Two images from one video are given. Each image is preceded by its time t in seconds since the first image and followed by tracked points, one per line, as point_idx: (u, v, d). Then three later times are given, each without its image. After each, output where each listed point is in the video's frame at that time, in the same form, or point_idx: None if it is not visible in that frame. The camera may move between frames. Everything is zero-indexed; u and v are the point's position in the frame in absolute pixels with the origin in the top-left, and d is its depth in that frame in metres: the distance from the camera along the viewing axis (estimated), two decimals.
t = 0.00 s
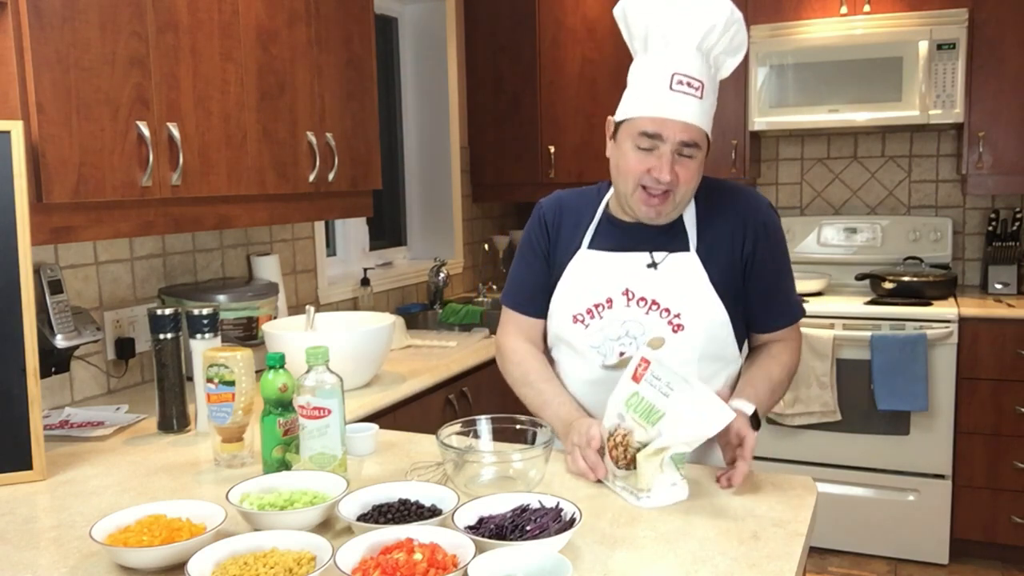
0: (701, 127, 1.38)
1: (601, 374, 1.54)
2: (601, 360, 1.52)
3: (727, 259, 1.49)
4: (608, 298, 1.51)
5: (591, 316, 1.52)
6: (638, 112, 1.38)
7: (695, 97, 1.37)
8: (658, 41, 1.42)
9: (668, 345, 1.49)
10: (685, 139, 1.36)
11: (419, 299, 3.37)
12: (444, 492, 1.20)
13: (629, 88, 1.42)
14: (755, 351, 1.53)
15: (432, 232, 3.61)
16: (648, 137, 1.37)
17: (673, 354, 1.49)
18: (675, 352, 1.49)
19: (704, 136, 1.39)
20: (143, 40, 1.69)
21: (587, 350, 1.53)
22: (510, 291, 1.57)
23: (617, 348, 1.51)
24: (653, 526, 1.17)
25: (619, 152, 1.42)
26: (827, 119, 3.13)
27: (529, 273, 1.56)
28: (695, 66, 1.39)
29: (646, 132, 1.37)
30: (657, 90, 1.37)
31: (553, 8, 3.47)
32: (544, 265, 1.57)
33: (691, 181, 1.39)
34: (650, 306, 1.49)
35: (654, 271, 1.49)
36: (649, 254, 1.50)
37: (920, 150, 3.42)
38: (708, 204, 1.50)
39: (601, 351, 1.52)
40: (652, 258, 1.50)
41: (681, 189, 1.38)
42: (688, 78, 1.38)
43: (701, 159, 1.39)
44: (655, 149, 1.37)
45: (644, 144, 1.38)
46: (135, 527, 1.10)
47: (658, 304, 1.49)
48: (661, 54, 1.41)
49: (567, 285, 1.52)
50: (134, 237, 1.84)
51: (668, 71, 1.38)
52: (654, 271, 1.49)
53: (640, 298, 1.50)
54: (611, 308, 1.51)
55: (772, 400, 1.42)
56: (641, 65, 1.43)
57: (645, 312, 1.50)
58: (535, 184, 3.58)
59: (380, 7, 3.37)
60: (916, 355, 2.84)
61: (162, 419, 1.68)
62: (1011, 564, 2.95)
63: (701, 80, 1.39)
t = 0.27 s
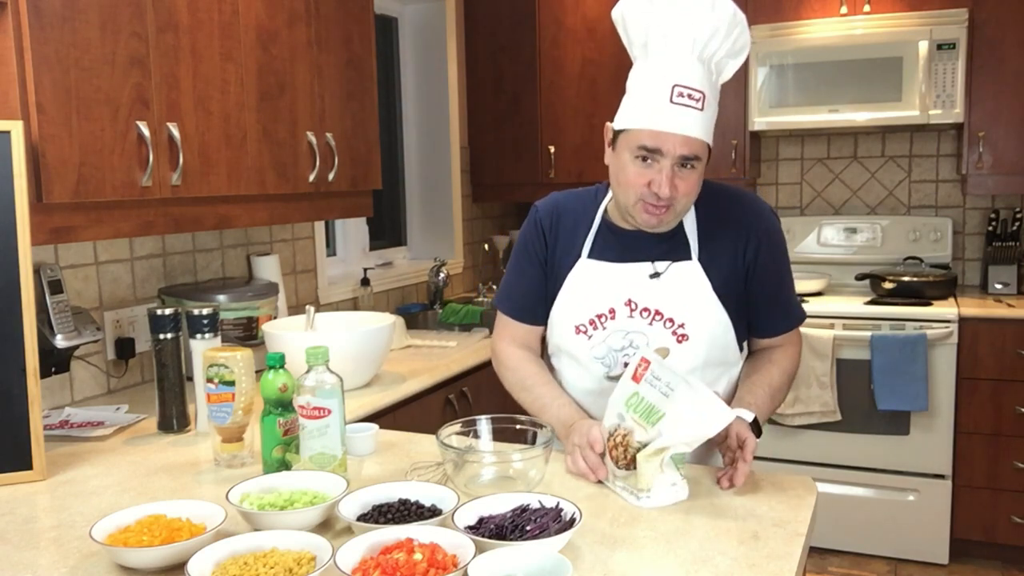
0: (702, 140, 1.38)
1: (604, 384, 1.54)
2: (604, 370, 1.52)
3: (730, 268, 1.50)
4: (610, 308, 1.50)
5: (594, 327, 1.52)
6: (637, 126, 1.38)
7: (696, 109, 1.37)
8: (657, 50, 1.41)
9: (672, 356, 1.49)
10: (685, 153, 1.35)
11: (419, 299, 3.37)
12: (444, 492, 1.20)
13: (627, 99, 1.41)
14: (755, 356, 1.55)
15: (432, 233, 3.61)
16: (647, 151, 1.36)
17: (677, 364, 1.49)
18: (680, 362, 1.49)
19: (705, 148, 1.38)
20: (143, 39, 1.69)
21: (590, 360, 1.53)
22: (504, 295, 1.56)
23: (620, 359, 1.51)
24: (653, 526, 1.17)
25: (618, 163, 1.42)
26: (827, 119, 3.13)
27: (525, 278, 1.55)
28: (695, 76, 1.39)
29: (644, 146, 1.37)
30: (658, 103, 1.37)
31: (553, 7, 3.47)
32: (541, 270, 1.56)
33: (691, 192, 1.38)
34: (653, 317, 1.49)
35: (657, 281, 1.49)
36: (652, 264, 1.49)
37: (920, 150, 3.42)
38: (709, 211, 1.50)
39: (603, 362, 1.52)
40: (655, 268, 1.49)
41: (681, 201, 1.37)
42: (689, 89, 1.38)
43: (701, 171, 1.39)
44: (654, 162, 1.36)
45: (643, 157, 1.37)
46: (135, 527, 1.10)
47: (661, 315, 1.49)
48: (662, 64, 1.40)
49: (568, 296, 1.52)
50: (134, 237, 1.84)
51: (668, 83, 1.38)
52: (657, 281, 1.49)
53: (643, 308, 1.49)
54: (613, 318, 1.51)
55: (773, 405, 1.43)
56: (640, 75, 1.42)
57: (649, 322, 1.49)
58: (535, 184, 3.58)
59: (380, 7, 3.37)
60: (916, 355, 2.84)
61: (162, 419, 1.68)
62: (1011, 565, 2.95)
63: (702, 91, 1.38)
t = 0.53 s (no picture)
0: (702, 141, 1.37)
1: (603, 386, 1.54)
2: (602, 372, 1.52)
3: (730, 271, 1.50)
4: (609, 310, 1.50)
5: (593, 329, 1.52)
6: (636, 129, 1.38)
7: (696, 111, 1.37)
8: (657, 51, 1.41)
9: (671, 359, 1.49)
10: (684, 156, 1.35)
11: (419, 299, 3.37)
12: (444, 492, 1.20)
13: (627, 100, 1.41)
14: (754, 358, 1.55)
15: (432, 232, 3.61)
16: (647, 153, 1.36)
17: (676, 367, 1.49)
18: (679, 365, 1.49)
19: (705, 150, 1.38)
20: (143, 39, 1.69)
21: (588, 362, 1.53)
22: (504, 294, 1.57)
23: (619, 362, 1.51)
24: (653, 526, 1.17)
25: (618, 164, 1.41)
26: (827, 119, 3.14)
27: (524, 278, 1.56)
28: (694, 78, 1.38)
29: (644, 148, 1.36)
30: (657, 105, 1.36)
31: (553, 7, 3.47)
32: (540, 269, 1.57)
33: (692, 193, 1.38)
34: (652, 320, 1.49)
35: (657, 284, 1.49)
36: (652, 267, 1.49)
37: (920, 150, 3.42)
38: (710, 214, 1.50)
39: (602, 364, 1.52)
40: (655, 271, 1.49)
41: (682, 203, 1.37)
42: (688, 91, 1.38)
43: (702, 172, 1.38)
44: (654, 164, 1.36)
45: (642, 159, 1.37)
46: (135, 527, 1.10)
47: (660, 318, 1.49)
48: (662, 65, 1.40)
49: (567, 297, 1.53)
50: (134, 237, 1.84)
51: (667, 85, 1.37)
52: (656, 284, 1.49)
53: (642, 311, 1.49)
54: (612, 320, 1.51)
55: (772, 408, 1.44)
56: (639, 77, 1.42)
57: (648, 325, 1.49)
58: (535, 184, 3.58)
59: (380, 7, 3.37)
60: (916, 355, 2.84)
61: (162, 419, 1.68)
62: (1011, 564, 2.95)
63: (702, 93, 1.38)
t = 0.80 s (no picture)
0: (703, 129, 1.38)
1: (602, 384, 1.53)
2: (601, 369, 1.52)
3: (728, 264, 1.51)
4: (607, 306, 1.50)
5: (590, 325, 1.52)
6: (638, 113, 1.38)
7: (698, 98, 1.37)
8: (659, 41, 1.42)
9: (669, 354, 1.49)
10: (687, 140, 1.36)
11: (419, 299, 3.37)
12: (444, 492, 1.20)
13: (630, 88, 1.41)
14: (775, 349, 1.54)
15: (432, 232, 3.61)
16: (650, 138, 1.37)
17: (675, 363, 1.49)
18: (677, 361, 1.49)
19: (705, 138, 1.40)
20: (143, 40, 1.69)
21: (587, 359, 1.52)
22: (501, 293, 1.57)
23: (617, 358, 1.51)
24: (653, 526, 1.17)
25: (618, 153, 1.42)
26: (827, 119, 3.14)
27: (522, 275, 1.56)
28: (697, 67, 1.39)
29: (646, 132, 1.37)
30: (661, 90, 1.37)
31: (553, 7, 3.47)
32: (538, 267, 1.57)
33: (692, 182, 1.38)
34: (650, 315, 1.49)
35: (654, 279, 1.49)
36: (649, 263, 1.50)
37: (920, 150, 3.42)
38: (706, 209, 1.51)
39: (601, 361, 1.52)
40: (652, 266, 1.50)
41: (682, 190, 1.37)
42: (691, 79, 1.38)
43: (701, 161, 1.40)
44: (656, 150, 1.37)
45: (644, 145, 1.38)
46: (135, 527, 1.10)
47: (658, 313, 1.49)
48: (664, 54, 1.41)
49: (565, 295, 1.52)
50: (134, 237, 1.84)
51: (671, 71, 1.38)
52: (654, 280, 1.49)
53: (640, 307, 1.50)
54: (610, 317, 1.51)
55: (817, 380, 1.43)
56: (642, 65, 1.43)
57: (646, 320, 1.49)
58: (535, 184, 3.58)
59: (380, 7, 3.37)
60: (916, 355, 2.84)
61: (162, 419, 1.68)
62: (1011, 565, 2.95)
63: (704, 82, 1.39)
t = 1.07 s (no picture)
0: (686, 125, 1.38)
1: (598, 386, 1.53)
2: (597, 372, 1.52)
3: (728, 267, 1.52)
4: (603, 309, 1.51)
5: (587, 328, 1.52)
6: (620, 113, 1.39)
7: (678, 94, 1.37)
8: (639, 41, 1.42)
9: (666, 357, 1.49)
10: (670, 136, 1.37)
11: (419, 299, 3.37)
12: (444, 492, 1.20)
13: (613, 90, 1.42)
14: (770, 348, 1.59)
15: (432, 233, 3.62)
16: (633, 137, 1.38)
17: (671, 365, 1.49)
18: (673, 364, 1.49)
19: (690, 134, 1.40)
20: (144, 39, 1.69)
21: (582, 362, 1.52)
22: (495, 296, 1.57)
23: (614, 361, 1.51)
24: (653, 526, 1.17)
25: (604, 155, 1.43)
26: (828, 119, 3.14)
27: (516, 277, 1.57)
28: (678, 63, 1.39)
29: (629, 131, 1.38)
30: (640, 88, 1.37)
31: (553, 7, 3.47)
32: (532, 269, 1.58)
33: (680, 179, 1.39)
34: (647, 318, 1.49)
35: (651, 282, 1.50)
36: (646, 266, 1.50)
37: (920, 150, 3.42)
38: (705, 211, 1.53)
39: (597, 364, 1.52)
40: (649, 269, 1.50)
41: (670, 186, 1.38)
42: (672, 76, 1.38)
43: (687, 157, 1.40)
44: (641, 148, 1.38)
45: (629, 144, 1.39)
46: (135, 527, 1.10)
47: (655, 317, 1.49)
48: (646, 51, 1.41)
49: (561, 296, 1.53)
50: (134, 237, 1.84)
51: (650, 69, 1.38)
52: (650, 283, 1.49)
53: (636, 310, 1.50)
54: (606, 320, 1.51)
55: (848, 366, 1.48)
56: (625, 65, 1.43)
57: (642, 324, 1.50)
58: (535, 184, 3.58)
59: (380, 7, 3.36)
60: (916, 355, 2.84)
61: (162, 419, 1.68)
62: (1011, 565, 2.95)
63: (685, 78, 1.38)
